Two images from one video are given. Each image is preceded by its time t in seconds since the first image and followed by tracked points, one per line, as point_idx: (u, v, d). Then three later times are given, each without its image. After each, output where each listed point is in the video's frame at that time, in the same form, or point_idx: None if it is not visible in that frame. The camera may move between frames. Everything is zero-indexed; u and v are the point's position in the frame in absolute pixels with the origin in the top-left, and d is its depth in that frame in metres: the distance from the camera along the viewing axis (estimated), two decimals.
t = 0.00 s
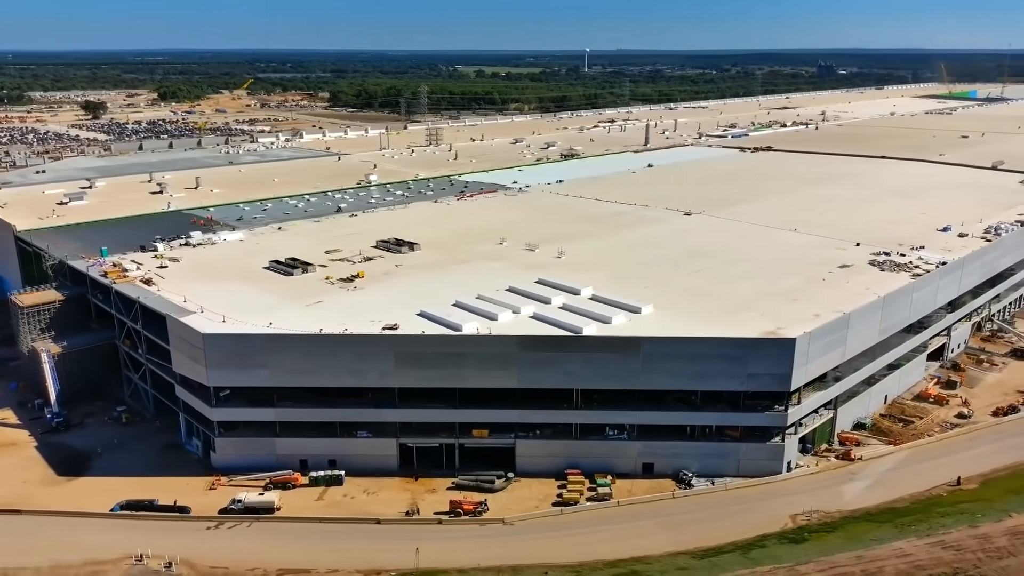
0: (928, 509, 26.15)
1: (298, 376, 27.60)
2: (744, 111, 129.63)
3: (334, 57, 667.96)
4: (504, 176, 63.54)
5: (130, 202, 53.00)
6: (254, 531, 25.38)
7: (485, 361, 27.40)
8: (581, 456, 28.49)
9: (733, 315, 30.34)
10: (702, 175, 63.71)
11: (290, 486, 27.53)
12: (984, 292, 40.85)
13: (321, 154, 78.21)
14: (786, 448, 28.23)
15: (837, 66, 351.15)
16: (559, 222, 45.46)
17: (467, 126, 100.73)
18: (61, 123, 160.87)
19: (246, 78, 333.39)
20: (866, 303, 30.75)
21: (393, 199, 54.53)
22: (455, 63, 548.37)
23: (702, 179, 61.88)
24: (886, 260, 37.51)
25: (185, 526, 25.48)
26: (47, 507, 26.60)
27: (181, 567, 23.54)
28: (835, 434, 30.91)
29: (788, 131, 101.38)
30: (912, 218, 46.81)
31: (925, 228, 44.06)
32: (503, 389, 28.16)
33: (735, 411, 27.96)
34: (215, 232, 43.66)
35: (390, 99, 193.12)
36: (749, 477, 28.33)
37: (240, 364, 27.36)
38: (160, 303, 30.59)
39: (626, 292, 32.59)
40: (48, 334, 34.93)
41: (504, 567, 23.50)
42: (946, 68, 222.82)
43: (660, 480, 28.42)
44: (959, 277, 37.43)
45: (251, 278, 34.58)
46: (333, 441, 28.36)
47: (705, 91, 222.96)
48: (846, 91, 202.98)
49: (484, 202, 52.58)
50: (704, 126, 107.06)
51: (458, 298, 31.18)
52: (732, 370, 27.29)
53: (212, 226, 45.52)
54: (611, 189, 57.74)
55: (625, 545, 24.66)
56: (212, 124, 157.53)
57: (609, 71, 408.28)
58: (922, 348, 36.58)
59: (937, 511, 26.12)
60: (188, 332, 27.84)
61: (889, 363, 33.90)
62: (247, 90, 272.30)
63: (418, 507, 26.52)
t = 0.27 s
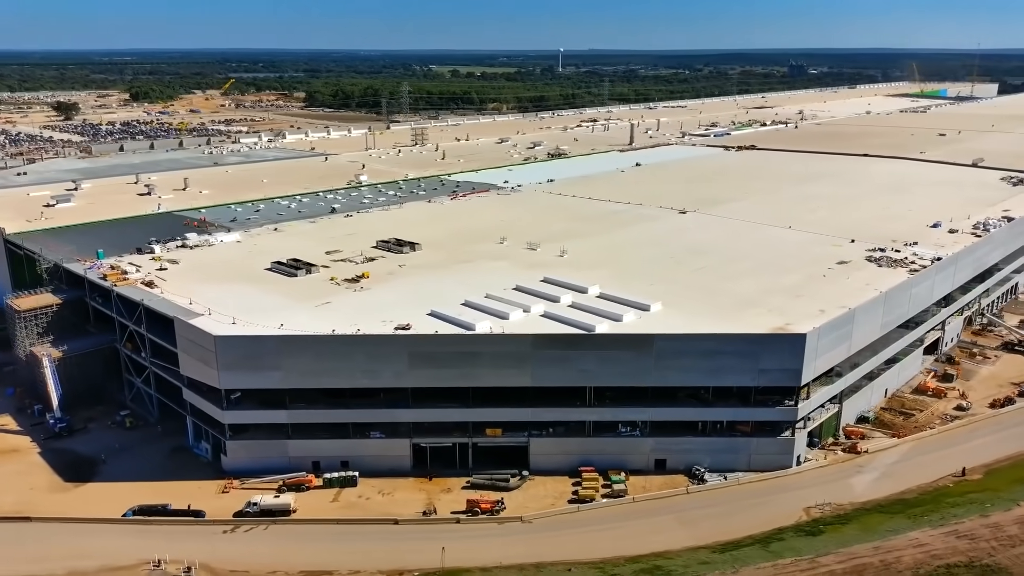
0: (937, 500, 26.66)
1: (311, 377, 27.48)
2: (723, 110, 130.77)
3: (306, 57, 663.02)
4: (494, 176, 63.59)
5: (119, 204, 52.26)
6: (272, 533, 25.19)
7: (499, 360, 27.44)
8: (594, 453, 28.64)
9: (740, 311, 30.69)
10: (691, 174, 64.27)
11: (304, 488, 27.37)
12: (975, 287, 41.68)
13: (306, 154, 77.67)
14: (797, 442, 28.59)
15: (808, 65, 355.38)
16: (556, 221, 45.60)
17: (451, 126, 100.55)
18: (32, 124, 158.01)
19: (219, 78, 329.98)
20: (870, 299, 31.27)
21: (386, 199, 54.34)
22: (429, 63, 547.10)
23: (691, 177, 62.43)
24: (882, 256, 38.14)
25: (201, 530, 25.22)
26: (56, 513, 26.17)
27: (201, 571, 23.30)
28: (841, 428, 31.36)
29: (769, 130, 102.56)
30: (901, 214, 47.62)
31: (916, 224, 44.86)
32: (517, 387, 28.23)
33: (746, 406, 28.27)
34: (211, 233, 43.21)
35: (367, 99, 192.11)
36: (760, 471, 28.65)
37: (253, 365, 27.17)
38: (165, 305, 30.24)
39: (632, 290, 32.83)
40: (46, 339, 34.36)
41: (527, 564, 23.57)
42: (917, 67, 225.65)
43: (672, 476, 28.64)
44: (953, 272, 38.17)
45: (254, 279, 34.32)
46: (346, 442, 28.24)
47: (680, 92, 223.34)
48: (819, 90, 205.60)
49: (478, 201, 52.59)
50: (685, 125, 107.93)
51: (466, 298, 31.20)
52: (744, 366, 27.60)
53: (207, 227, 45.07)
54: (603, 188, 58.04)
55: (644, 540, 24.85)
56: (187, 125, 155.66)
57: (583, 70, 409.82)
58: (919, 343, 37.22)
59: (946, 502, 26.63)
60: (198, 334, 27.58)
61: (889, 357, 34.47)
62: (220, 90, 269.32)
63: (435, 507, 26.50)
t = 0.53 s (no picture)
0: (945, 491, 27.19)
1: (325, 378, 27.34)
2: (703, 110, 131.86)
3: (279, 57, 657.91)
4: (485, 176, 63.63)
5: (107, 206, 51.50)
6: (290, 536, 25.04)
7: (513, 358, 27.48)
8: (607, 450, 28.81)
9: (747, 308, 31.03)
10: (680, 173, 64.77)
11: (318, 489, 27.23)
12: (966, 282, 42.48)
13: (292, 154, 77.09)
14: (806, 436, 28.97)
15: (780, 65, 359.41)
16: (553, 221, 45.74)
17: (435, 125, 100.32)
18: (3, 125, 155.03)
19: (191, 78, 326.39)
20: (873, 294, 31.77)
21: (380, 199, 54.14)
22: (403, 63, 545.42)
23: (680, 176, 62.95)
24: (878, 253, 38.77)
25: (218, 534, 24.99)
26: (68, 520, 25.78)
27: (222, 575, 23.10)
28: (846, 421, 31.82)
29: (750, 129, 103.65)
30: (891, 211, 48.41)
31: (907, 221, 45.64)
32: (530, 386, 28.30)
33: (756, 401, 28.60)
34: (207, 235, 42.78)
35: (344, 99, 191.00)
36: (771, 466, 29.00)
37: (267, 367, 26.98)
38: (171, 308, 29.89)
39: (639, 288, 33.05)
40: (45, 343, 33.74)
41: (550, 561, 23.67)
42: (888, 66, 228.66)
43: (684, 472, 28.89)
44: (947, 268, 38.88)
45: (258, 280, 34.03)
46: (360, 443, 28.13)
47: (656, 91, 224.26)
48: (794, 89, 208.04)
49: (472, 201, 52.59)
50: (666, 125, 108.72)
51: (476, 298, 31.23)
52: (755, 362, 27.92)
53: (201, 228, 44.60)
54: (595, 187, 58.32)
55: (663, 535, 25.06)
56: (163, 125, 153.73)
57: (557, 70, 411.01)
58: (916, 337, 37.87)
59: (953, 492, 27.18)
60: (209, 336, 27.30)
61: (889, 351, 35.03)
62: (194, 91, 266.27)
63: (452, 507, 26.49)
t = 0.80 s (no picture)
0: (954, 483, 27.65)
1: (339, 378, 27.23)
2: (686, 110, 132.68)
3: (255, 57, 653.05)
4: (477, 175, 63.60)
5: (99, 207, 50.83)
6: (309, 537, 24.92)
7: (528, 357, 27.52)
8: (620, 448, 28.95)
9: (754, 305, 31.34)
10: (671, 172, 65.15)
11: (334, 491, 27.12)
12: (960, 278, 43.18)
13: (280, 155, 76.52)
14: (816, 431, 29.32)
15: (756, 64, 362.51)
16: (552, 220, 45.85)
17: (421, 125, 100.03)
18: None
19: (167, 78, 322.87)
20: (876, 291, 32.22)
21: (375, 199, 53.93)
22: (381, 63, 543.54)
23: (672, 175, 63.34)
24: (876, 249, 39.30)
25: (237, 537, 24.80)
26: (81, 526, 25.46)
27: None
28: (851, 416, 32.21)
29: (734, 128, 104.48)
30: (883, 209, 49.09)
31: (900, 218, 46.31)
32: (543, 385, 28.37)
33: (767, 397, 28.89)
34: (205, 236, 42.38)
35: (325, 100, 189.84)
36: (782, 461, 29.31)
37: (281, 368, 26.82)
38: (179, 310, 29.60)
39: (646, 286, 33.25)
40: (46, 347, 33.15)
41: (572, 559, 23.77)
42: (864, 66, 231.31)
43: (697, 468, 29.11)
44: (943, 264, 39.51)
45: (263, 281, 33.79)
46: (374, 444, 28.04)
47: (636, 91, 225.14)
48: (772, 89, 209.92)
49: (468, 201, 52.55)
50: (651, 124, 109.29)
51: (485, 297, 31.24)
52: (766, 358, 28.20)
53: (198, 230, 44.19)
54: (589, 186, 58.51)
55: (682, 531, 25.25)
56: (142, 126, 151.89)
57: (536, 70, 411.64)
58: (914, 332, 38.42)
59: (961, 484, 27.65)
60: (221, 338, 27.08)
61: (891, 347, 35.52)
62: (170, 91, 263.31)
63: (470, 506, 26.50)
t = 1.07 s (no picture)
0: (962, 475, 28.16)
1: (354, 379, 27.13)
2: (668, 109, 133.48)
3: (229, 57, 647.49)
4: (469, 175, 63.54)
5: (91, 210, 50.13)
6: (330, 539, 24.81)
7: (543, 356, 27.60)
8: (634, 445, 29.12)
9: (762, 302, 31.69)
10: (662, 171, 65.55)
11: (351, 492, 27.03)
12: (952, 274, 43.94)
13: (268, 155, 75.91)
14: (826, 426, 29.70)
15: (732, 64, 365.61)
16: (551, 219, 45.98)
17: (407, 125, 99.70)
18: None
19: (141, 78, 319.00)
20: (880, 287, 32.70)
21: (370, 200, 53.69)
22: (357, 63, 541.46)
23: (663, 174, 63.74)
24: (873, 246, 39.89)
25: (256, 540, 24.62)
26: (97, 531, 25.14)
27: None
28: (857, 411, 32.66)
29: (718, 127, 105.30)
30: (875, 206, 49.80)
31: (893, 215, 47.00)
32: (557, 383, 28.47)
33: (778, 392, 29.21)
34: (204, 238, 41.97)
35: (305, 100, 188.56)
36: (793, 456, 29.66)
37: (296, 370, 26.67)
38: (189, 313, 29.31)
39: (653, 284, 33.46)
40: (48, 351, 32.68)
41: (596, 556, 23.89)
42: (840, 65, 234.11)
43: (710, 464, 29.37)
44: (939, 260, 40.19)
45: (270, 283, 33.55)
46: (390, 445, 27.97)
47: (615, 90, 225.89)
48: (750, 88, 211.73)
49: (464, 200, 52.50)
50: (635, 124, 109.84)
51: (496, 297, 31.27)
52: (777, 354, 28.51)
53: (196, 231, 43.75)
54: (582, 186, 58.69)
55: (701, 526, 25.48)
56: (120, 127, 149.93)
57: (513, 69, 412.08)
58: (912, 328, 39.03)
59: (969, 476, 28.18)
60: (235, 340, 26.86)
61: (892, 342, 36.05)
62: (144, 91, 260.05)
63: (488, 505, 26.53)
